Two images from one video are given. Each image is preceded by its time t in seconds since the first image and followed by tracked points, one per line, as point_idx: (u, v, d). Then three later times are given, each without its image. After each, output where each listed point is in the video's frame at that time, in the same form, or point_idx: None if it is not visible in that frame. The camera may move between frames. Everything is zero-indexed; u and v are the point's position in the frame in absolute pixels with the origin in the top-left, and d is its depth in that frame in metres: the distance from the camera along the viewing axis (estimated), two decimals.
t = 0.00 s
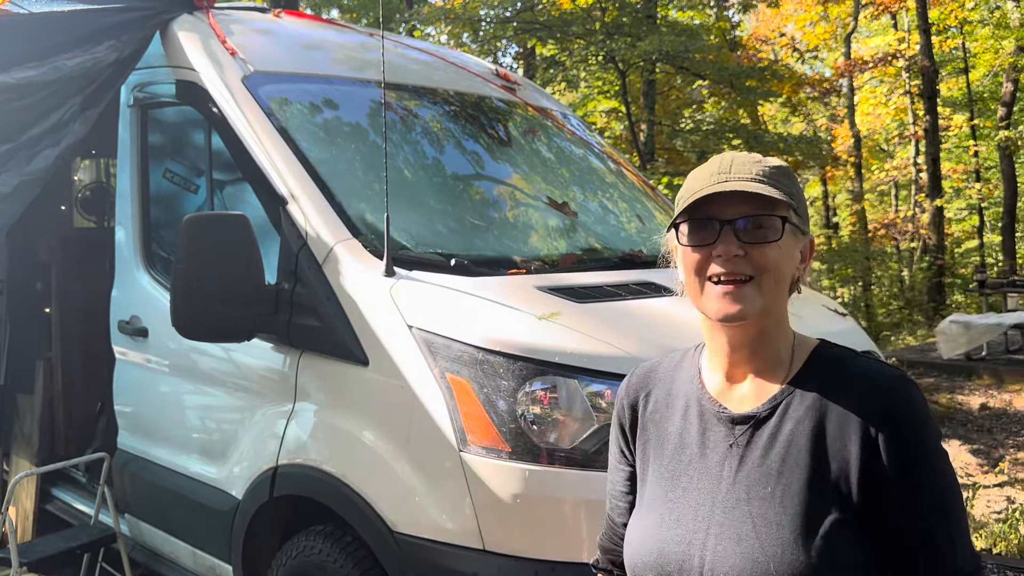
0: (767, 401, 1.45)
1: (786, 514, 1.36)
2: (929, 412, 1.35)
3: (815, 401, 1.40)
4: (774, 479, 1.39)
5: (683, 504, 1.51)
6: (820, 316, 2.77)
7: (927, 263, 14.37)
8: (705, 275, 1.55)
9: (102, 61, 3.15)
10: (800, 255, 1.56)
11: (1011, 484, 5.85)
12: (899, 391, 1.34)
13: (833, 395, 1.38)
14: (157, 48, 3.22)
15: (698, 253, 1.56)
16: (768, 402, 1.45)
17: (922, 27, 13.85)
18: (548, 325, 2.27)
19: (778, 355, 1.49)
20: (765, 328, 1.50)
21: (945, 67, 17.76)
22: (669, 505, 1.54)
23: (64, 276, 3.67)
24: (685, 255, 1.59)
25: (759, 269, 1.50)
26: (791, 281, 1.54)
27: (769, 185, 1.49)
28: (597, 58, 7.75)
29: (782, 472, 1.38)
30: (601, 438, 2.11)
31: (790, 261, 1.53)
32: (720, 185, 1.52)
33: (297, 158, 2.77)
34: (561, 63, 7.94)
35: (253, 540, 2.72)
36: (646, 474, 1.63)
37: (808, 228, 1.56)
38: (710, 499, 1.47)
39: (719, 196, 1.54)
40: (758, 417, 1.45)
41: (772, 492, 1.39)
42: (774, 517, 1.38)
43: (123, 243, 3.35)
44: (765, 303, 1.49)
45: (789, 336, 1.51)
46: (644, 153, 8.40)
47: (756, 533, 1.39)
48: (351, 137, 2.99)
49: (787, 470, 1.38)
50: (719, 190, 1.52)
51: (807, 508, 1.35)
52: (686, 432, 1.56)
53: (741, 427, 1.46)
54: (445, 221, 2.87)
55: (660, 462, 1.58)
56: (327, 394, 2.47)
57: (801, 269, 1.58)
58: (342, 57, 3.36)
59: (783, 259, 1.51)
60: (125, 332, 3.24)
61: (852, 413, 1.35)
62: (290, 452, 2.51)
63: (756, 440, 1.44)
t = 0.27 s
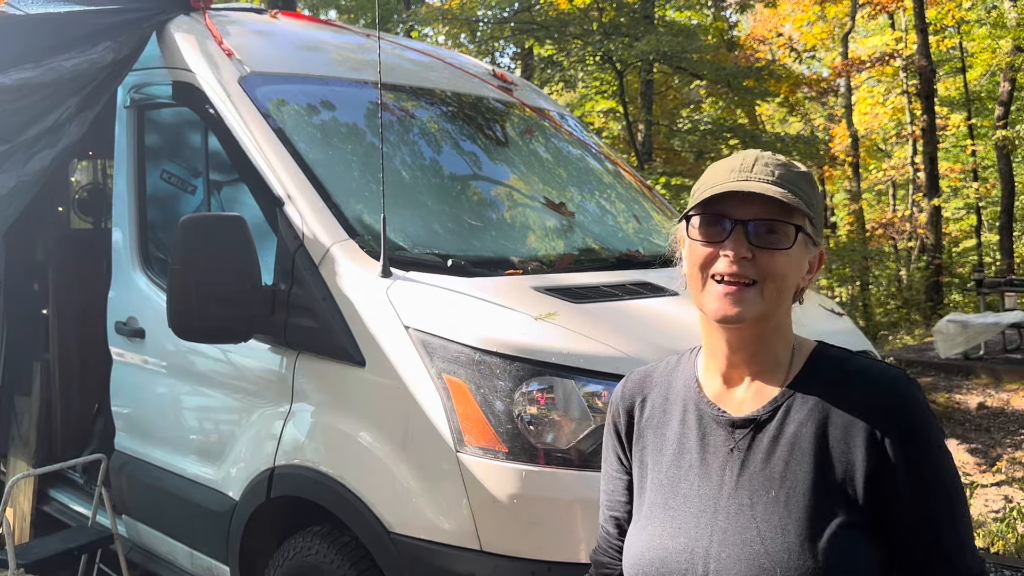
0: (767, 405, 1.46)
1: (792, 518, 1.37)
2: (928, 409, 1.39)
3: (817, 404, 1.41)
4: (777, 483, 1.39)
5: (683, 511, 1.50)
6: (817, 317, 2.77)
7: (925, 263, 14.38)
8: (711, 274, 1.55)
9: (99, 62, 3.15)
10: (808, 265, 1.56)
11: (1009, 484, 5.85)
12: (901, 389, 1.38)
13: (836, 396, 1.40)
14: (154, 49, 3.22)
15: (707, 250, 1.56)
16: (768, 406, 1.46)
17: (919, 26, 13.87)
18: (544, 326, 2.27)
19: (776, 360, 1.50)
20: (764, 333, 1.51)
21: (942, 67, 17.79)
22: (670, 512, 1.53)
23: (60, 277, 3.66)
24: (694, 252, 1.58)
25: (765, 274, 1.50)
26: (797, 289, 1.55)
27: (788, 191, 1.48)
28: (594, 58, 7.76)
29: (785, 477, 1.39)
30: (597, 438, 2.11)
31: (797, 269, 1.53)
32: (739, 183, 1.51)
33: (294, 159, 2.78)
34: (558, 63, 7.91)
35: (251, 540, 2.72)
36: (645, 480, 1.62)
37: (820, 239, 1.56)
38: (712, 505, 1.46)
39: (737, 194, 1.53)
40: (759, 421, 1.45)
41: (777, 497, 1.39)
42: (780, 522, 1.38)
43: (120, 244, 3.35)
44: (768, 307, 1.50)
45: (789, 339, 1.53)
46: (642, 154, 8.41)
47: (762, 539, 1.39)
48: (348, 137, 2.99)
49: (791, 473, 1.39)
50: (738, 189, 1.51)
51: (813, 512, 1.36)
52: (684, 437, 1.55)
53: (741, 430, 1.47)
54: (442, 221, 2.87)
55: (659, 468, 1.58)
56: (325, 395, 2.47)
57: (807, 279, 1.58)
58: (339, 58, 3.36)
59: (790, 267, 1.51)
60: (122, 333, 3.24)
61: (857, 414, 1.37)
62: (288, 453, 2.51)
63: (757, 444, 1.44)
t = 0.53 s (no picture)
0: (777, 422, 1.45)
1: (799, 540, 1.36)
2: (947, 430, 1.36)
3: (829, 423, 1.40)
4: (785, 503, 1.39)
5: (688, 529, 1.49)
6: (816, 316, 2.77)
7: (924, 262, 14.40)
8: (727, 285, 1.52)
9: (98, 63, 3.15)
10: (826, 278, 1.53)
11: (1008, 482, 5.86)
12: (916, 412, 1.36)
13: (849, 416, 1.39)
14: (153, 50, 3.22)
15: (724, 260, 1.53)
16: (779, 423, 1.44)
17: (918, 25, 13.88)
18: (543, 326, 2.28)
19: (790, 376, 1.48)
20: (778, 348, 1.49)
21: (941, 66, 17.80)
22: (674, 528, 1.52)
23: (60, 278, 3.67)
24: (710, 260, 1.55)
25: (783, 289, 1.47)
26: (814, 303, 1.52)
27: (809, 202, 1.46)
28: (593, 58, 7.76)
29: (794, 498, 1.38)
30: (596, 438, 2.11)
31: (816, 283, 1.50)
32: (759, 192, 1.49)
33: (294, 160, 2.78)
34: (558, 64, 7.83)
35: (251, 541, 2.73)
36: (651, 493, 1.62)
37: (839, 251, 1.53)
38: (717, 524, 1.45)
39: (756, 204, 1.50)
40: (768, 438, 1.44)
41: (784, 518, 1.38)
42: (787, 544, 1.37)
43: (120, 245, 3.35)
44: (783, 322, 1.47)
45: (804, 354, 1.50)
46: (641, 153, 8.41)
47: (767, 560, 1.38)
48: (347, 138, 3.00)
49: (799, 494, 1.38)
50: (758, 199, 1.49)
51: (820, 534, 1.35)
52: (691, 451, 1.54)
53: (749, 447, 1.46)
54: (442, 222, 2.88)
55: (665, 481, 1.57)
56: (325, 396, 2.47)
57: (824, 292, 1.56)
58: (338, 58, 3.36)
59: (810, 282, 1.48)
60: (122, 334, 3.24)
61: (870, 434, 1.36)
62: (288, 453, 2.51)
63: (766, 462, 1.43)
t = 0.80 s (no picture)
0: (785, 419, 1.42)
1: (810, 541, 1.34)
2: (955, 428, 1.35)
3: (837, 421, 1.38)
4: (795, 503, 1.36)
5: (695, 528, 1.46)
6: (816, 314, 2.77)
7: (924, 261, 14.39)
8: (733, 282, 1.51)
9: (99, 63, 3.15)
10: (834, 275, 1.52)
11: (1009, 481, 5.86)
12: (925, 410, 1.34)
13: (857, 414, 1.37)
14: (153, 50, 3.22)
15: (731, 256, 1.51)
16: (786, 420, 1.42)
17: (919, 24, 13.88)
18: (544, 325, 2.28)
19: (796, 373, 1.46)
20: (785, 345, 1.47)
21: (942, 65, 17.80)
22: (680, 528, 1.48)
23: (61, 278, 3.67)
24: (716, 257, 1.54)
25: (791, 285, 1.46)
26: (821, 300, 1.51)
27: (818, 197, 1.44)
28: (593, 58, 7.76)
29: (804, 497, 1.35)
30: (598, 436, 2.11)
31: (824, 280, 1.49)
32: (767, 187, 1.47)
33: (295, 160, 2.78)
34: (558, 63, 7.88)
35: (253, 540, 2.73)
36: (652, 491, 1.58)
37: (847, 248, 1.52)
38: (725, 523, 1.42)
39: (764, 199, 1.48)
40: (776, 435, 1.42)
41: (794, 518, 1.36)
42: (797, 544, 1.35)
43: (121, 245, 3.35)
44: (790, 319, 1.45)
45: (811, 352, 1.48)
46: (641, 152, 8.42)
47: (778, 560, 1.36)
48: (348, 137, 2.99)
49: (809, 493, 1.35)
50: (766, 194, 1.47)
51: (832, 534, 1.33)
52: (696, 447, 1.51)
53: (757, 445, 1.43)
54: (442, 221, 2.87)
55: (667, 479, 1.54)
56: (326, 395, 2.47)
57: (831, 289, 1.54)
58: (338, 58, 3.36)
59: (818, 278, 1.47)
60: (123, 333, 3.24)
61: (878, 432, 1.34)
62: (289, 452, 2.51)
63: (774, 460, 1.41)
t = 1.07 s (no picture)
0: (757, 415, 1.44)
1: (776, 538, 1.35)
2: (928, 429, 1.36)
3: (810, 419, 1.39)
4: (763, 499, 1.38)
5: (664, 520, 1.49)
6: (818, 312, 2.76)
7: (926, 260, 14.38)
8: (713, 276, 1.52)
9: (100, 62, 3.15)
10: (815, 273, 1.53)
11: (1011, 479, 5.86)
12: (899, 409, 1.35)
13: (832, 413, 1.38)
14: (154, 49, 3.22)
15: (712, 250, 1.52)
16: (759, 416, 1.43)
17: (921, 22, 13.87)
18: (546, 324, 2.27)
19: (772, 368, 1.48)
20: (761, 341, 1.48)
21: (943, 63, 17.78)
22: (650, 520, 1.51)
23: (63, 278, 3.67)
24: (698, 250, 1.55)
25: (769, 282, 1.47)
26: (800, 297, 1.52)
27: (801, 195, 1.45)
28: (595, 56, 7.76)
29: (772, 493, 1.37)
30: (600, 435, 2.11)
31: (803, 278, 1.50)
32: (751, 182, 1.48)
33: (297, 159, 2.77)
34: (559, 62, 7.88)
35: (255, 540, 2.73)
36: (624, 481, 1.62)
37: (830, 247, 1.53)
38: (693, 517, 1.45)
39: (748, 194, 1.49)
40: (747, 431, 1.43)
41: (761, 514, 1.37)
42: (763, 540, 1.36)
43: (123, 245, 3.35)
44: (766, 315, 1.47)
45: (787, 348, 1.50)
46: (642, 151, 8.41)
47: (742, 556, 1.38)
48: (350, 137, 2.99)
49: (777, 490, 1.37)
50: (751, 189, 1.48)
51: (798, 531, 1.34)
52: (669, 440, 1.53)
53: (728, 440, 1.45)
54: (444, 220, 2.87)
55: (639, 470, 1.57)
56: (328, 395, 2.47)
57: (812, 286, 1.56)
58: (340, 56, 3.36)
59: (796, 276, 1.48)
60: (125, 333, 3.24)
61: (853, 433, 1.35)
62: (291, 452, 2.51)
63: (744, 455, 1.42)
